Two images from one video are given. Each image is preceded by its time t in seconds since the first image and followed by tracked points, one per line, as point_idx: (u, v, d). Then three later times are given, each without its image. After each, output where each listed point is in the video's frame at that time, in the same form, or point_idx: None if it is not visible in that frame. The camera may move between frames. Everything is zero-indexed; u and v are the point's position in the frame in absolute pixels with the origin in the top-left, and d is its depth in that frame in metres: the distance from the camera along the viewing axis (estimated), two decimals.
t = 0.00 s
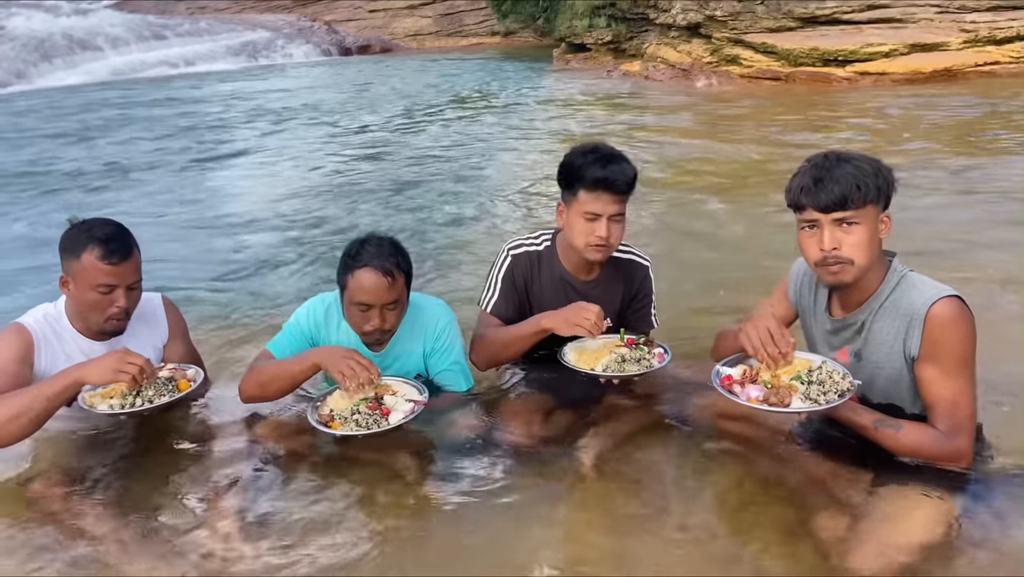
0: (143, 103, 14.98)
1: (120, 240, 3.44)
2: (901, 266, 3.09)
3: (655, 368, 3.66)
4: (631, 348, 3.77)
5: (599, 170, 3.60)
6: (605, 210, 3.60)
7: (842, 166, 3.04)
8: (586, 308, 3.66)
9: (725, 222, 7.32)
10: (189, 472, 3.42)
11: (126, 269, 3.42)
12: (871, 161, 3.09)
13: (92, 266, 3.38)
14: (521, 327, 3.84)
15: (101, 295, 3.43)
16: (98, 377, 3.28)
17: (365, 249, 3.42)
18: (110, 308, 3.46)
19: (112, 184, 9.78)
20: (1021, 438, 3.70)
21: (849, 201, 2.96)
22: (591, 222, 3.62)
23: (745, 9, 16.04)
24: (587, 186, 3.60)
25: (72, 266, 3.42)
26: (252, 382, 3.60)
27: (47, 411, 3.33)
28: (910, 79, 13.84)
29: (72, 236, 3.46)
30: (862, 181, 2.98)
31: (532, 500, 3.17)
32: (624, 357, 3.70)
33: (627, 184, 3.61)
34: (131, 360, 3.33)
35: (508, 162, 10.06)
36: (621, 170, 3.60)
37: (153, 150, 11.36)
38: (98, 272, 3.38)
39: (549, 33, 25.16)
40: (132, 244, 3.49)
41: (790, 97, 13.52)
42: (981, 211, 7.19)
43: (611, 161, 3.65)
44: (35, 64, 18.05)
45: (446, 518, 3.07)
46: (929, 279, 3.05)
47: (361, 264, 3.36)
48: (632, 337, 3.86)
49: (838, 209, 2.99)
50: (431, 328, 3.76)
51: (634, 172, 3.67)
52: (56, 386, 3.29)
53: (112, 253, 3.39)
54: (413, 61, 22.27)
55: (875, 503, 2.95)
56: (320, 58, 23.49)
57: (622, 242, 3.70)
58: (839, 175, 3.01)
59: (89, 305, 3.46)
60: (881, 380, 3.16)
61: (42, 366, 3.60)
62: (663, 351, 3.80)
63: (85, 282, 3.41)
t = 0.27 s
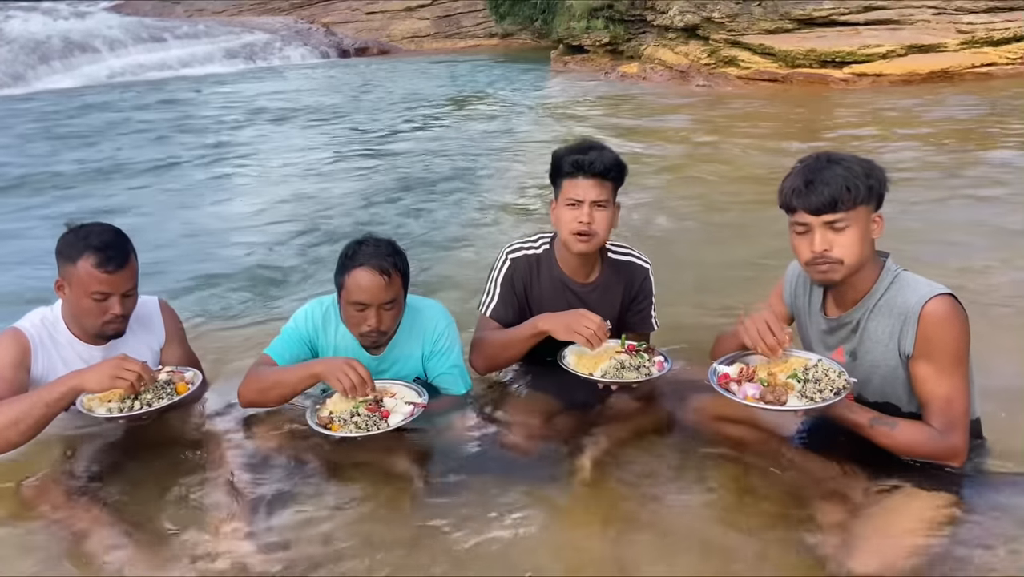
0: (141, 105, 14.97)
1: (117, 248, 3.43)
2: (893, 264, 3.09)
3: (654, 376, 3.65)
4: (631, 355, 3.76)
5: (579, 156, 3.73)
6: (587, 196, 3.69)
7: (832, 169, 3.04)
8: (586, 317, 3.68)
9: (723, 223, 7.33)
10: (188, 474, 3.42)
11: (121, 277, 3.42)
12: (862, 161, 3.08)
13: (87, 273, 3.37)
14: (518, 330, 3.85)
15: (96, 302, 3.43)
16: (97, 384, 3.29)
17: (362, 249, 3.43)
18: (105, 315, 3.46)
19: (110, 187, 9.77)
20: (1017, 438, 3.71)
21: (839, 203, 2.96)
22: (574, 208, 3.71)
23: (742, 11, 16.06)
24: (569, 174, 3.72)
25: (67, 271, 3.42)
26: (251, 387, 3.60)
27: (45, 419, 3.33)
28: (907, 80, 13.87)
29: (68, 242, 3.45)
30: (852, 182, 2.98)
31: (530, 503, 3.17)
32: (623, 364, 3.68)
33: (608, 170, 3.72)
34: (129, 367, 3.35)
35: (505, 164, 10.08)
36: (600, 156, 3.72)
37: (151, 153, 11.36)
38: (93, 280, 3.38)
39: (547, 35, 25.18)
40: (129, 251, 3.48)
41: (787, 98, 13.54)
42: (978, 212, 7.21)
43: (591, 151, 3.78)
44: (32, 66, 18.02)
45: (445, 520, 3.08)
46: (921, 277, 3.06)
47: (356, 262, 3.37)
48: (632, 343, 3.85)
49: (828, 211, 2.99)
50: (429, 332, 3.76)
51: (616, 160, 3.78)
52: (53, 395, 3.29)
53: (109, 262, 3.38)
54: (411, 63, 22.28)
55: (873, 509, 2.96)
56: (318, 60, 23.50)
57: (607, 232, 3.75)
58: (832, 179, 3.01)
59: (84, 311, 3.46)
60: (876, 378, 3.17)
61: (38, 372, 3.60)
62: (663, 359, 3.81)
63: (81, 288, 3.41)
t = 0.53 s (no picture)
0: (140, 109, 14.97)
1: (103, 240, 3.44)
2: (890, 263, 3.09)
3: (651, 382, 3.64)
4: (629, 359, 3.74)
5: (578, 159, 3.73)
6: (586, 199, 3.69)
7: (805, 185, 3.01)
8: (586, 323, 3.69)
9: (721, 225, 7.34)
10: (187, 477, 3.42)
11: (108, 267, 3.42)
12: (838, 172, 3.02)
13: (75, 266, 3.38)
14: (517, 333, 3.85)
15: (88, 297, 3.43)
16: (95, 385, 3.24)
17: (366, 249, 3.43)
18: (98, 308, 3.45)
19: (108, 190, 9.77)
20: (1015, 437, 3.71)
21: (809, 222, 2.95)
22: (574, 211, 3.71)
23: (740, 12, 16.04)
24: (567, 178, 3.73)
25: (55, 269, 3.43)
26: (251, 385, 3.59)
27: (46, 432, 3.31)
28: (906, 81, 13.88)
29: (53, 242, 3.46)
30: (821, 200, 2.94)
31: (528, 505, 3.17)
32: (620, 369, 3.67)
33: (608, 173, 3.71)
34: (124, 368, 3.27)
35: (504, 166, 10.09)
36: (599, 159, 3.72)
37: (149, 156, 11.36)
38: (82, 273, 3.38)
39: (545, 37, 25.20)
40: (115, 244, 3.49)
41: (786, 99, 13.55)
42: (976, 212, 7.23)
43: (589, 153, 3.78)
44: (31, 70, 18.03)
45: (443, 521, 3.08)
46: (917, 275, 3.06)
47: (360, 262, 3.38)
48: (631, 347, 3.82)
49: (798, 230, 2.98)
50: (433, 335, 3.77)
51: (613, 160, 3.77)
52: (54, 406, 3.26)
53: (95, 252, 3.39)
54: (409, 66, 22.30)
55: (871, 508, 2.97)
56: (316, 63, 23.51)
57: (610, 233, 3.75)
58: (800, 198, 2.98)
59: (77, 309, 3.45)
60: (873, 376, 3.17)
61: (35, 380, 3.59)
62: (661, 363, 3.79)
63: (71, 284, 3.41)
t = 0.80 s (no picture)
0: (139, 112, 14.98)
1: (92, 243, 3.46)
2: (887, 264, 3.10)
3: (651, 380, 3.65)
4: (628, 358, 3.75)
5: (571, 160, 3.77)
6: (580, 199, 3.70)
7: (799, 189, 3.01)
8: (585, 333, 3.70)
9: (721, 225, 7.33)
10: (185, 481, 3.42)
11: (102, 269, 3.43)
12: (831, 175, 3.03)
13: (69, 270, 3.38)
14: (517, 338, 3.85)
15: (84, 300, 3.44)
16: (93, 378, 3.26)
17: (373, 249, 3.46)
18: (96, 311, 3.48)
19: (108, 193, 9.78)
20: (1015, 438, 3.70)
21: (803, 226, 2.95)
22: (569, 212, 3.72)
23: (738, 13, 16.07)
24: (562, 179, 3.76)
25: (47, 277, 3.43)
26: (252, 385, 3.58)
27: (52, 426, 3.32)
28: (904, 81, 13.89)
29: (41, 249, 3.46)
30: (816, 204, 2.94)
31: (526, 508, 3.16)
32: (620, 367, 3.69)
33: (602, 173, 3.75)
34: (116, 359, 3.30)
35: (504, 168, 10.10)
36: (592, 159, 3.77)
37: (148, 159, 11.37)
38: (76, 276, 3.39)
39: (545, 39, 25.24)
40: (104, 246, 3.50)
41: (785, 100, 13.57)
42: (976, 211, 7.23)
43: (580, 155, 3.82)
44: (31, 74, 18.04)
45: (442, 523, 3.08)
46: (914, 276, 3.06)
47: (368, 262, 3.40)
48: (630, 347, 3.83)
49: (793, 234, 2.99)
50: (436, 340, 3.77)
51: (606, 161, 3.80)
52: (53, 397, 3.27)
53: (87, 255, 3.41)
54: (409, 68, 22.32)
55: (869, 512, 2.96)
56: (316, 65, 23.54)
57: (605, 233, 3.75)
58: (795, 203, 2.98)
59: (73, 313, 3.46)
60: (870, 376, 3.17)
61: (31, 384, 3.60)
62: (661, 363, 3.80)
63: (66, 288, 3.41)
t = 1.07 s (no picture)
0: (139, 115, 15.00)
1: (83, 244, 3.49)
2: (885, 265, 3.10)
3: (655, 383, 3.68)
4: (631, 362, 3.78)
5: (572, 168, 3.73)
6: (581, 207, 3.70)
7: (816, 173, 3.06)
8: (580, 335, 3.70)
9: (720, 226, 7.33)
10: (184, 482, 3.42)
11: (96, 268, 3.47)
12: (844, 164, 3.10)
13: (64, 271, 3.40)
14: (516, 338, 3.87)
15: (79, 301, 3.45)
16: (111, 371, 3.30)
17: (373, 254, 3.45)
18: (92, 311, 3.48)
19: (108, 196, 9.79)
20: (1013, 437, 3.71)
21: (826, 207, 2.97)
22: (570, 220, 3.72)
23: (738, 14, 16.13)
24: (560, 186, 3.73)
25: (39, 281, 3.44)
26: (250, 392, 3.61)
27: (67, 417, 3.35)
28: (904, 81, 13.89)
29: (31, 253, 3.47)
30: (836, 185, 2.99)
31: (524, 510, 3.16)
32: (624, 371, 3.71)
33: (603, 179, 3.72)
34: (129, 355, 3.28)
35: (504, 169, 10.12)
36: (592, 166, 3.72)
37: (148, 161, 11.38)
38: (71, 276, 3.41)
39: (544, 40, 25.27)
40: (94, 247, 3.52)
41: (784, 100, 13.58)
42: (975, 211, 7.23)
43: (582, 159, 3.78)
44: (30, 77, 18.05)
45: (442, 524, 3.09)
46: (913, 276, 3.06)
47: (367, 265, 3.39)
48: (632, 350, 3.88)
49: (816, 215, 2.99)
50: (437, 344, 3.78)
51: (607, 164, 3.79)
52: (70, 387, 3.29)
53: (80, 255, 3.44)
54: (409, 69, 22.34)
55: (867, 511, 2.98)
56: (316, 67, 23.57)
57: (605, 239, 3.76)
58: (815, 183, 3.02)
59: (68, 314, 3.46)
60: (869, 378, 3.17)
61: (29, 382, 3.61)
62: (664, 365, 3.82)
63: (61, 289, 3.42)
